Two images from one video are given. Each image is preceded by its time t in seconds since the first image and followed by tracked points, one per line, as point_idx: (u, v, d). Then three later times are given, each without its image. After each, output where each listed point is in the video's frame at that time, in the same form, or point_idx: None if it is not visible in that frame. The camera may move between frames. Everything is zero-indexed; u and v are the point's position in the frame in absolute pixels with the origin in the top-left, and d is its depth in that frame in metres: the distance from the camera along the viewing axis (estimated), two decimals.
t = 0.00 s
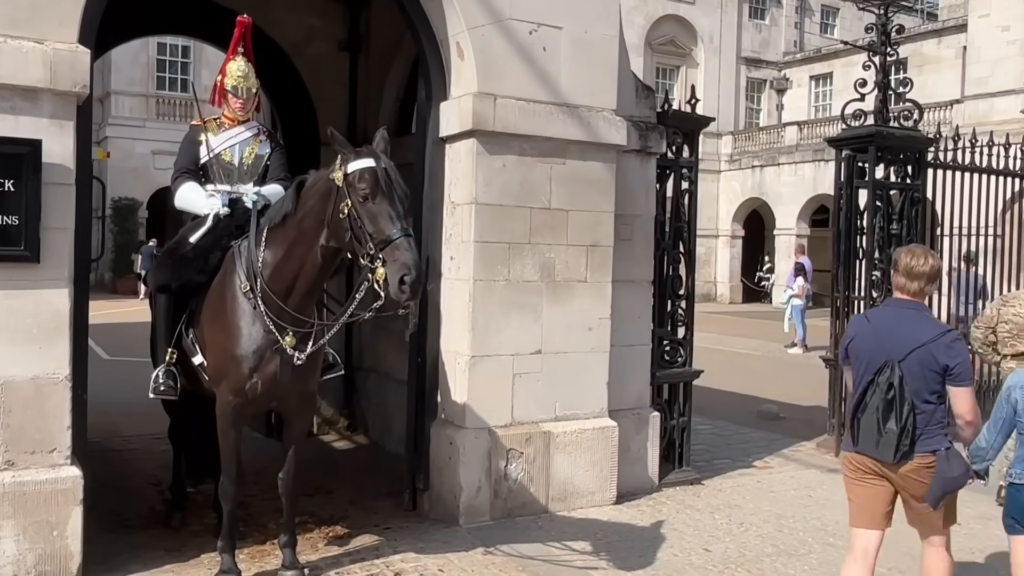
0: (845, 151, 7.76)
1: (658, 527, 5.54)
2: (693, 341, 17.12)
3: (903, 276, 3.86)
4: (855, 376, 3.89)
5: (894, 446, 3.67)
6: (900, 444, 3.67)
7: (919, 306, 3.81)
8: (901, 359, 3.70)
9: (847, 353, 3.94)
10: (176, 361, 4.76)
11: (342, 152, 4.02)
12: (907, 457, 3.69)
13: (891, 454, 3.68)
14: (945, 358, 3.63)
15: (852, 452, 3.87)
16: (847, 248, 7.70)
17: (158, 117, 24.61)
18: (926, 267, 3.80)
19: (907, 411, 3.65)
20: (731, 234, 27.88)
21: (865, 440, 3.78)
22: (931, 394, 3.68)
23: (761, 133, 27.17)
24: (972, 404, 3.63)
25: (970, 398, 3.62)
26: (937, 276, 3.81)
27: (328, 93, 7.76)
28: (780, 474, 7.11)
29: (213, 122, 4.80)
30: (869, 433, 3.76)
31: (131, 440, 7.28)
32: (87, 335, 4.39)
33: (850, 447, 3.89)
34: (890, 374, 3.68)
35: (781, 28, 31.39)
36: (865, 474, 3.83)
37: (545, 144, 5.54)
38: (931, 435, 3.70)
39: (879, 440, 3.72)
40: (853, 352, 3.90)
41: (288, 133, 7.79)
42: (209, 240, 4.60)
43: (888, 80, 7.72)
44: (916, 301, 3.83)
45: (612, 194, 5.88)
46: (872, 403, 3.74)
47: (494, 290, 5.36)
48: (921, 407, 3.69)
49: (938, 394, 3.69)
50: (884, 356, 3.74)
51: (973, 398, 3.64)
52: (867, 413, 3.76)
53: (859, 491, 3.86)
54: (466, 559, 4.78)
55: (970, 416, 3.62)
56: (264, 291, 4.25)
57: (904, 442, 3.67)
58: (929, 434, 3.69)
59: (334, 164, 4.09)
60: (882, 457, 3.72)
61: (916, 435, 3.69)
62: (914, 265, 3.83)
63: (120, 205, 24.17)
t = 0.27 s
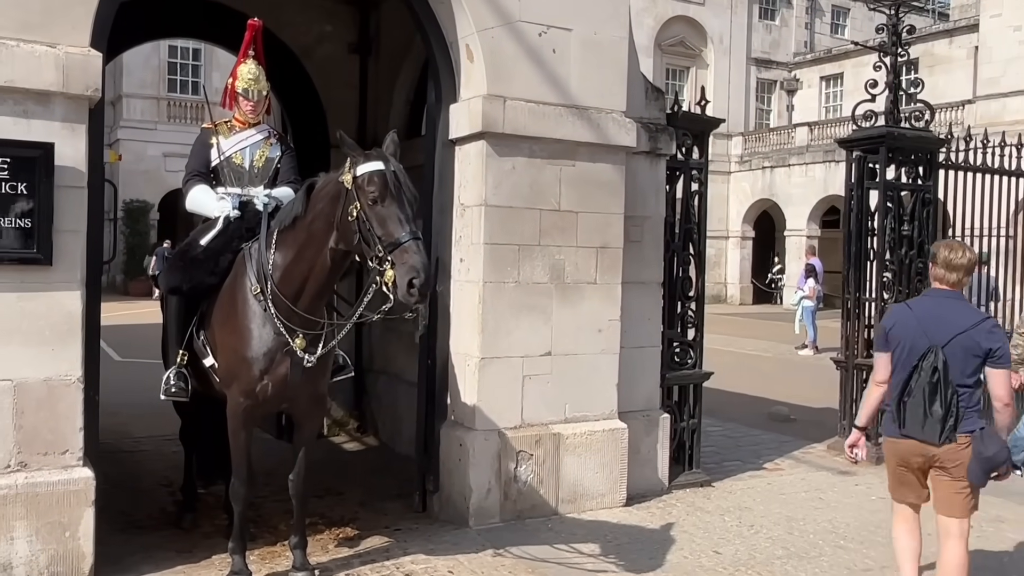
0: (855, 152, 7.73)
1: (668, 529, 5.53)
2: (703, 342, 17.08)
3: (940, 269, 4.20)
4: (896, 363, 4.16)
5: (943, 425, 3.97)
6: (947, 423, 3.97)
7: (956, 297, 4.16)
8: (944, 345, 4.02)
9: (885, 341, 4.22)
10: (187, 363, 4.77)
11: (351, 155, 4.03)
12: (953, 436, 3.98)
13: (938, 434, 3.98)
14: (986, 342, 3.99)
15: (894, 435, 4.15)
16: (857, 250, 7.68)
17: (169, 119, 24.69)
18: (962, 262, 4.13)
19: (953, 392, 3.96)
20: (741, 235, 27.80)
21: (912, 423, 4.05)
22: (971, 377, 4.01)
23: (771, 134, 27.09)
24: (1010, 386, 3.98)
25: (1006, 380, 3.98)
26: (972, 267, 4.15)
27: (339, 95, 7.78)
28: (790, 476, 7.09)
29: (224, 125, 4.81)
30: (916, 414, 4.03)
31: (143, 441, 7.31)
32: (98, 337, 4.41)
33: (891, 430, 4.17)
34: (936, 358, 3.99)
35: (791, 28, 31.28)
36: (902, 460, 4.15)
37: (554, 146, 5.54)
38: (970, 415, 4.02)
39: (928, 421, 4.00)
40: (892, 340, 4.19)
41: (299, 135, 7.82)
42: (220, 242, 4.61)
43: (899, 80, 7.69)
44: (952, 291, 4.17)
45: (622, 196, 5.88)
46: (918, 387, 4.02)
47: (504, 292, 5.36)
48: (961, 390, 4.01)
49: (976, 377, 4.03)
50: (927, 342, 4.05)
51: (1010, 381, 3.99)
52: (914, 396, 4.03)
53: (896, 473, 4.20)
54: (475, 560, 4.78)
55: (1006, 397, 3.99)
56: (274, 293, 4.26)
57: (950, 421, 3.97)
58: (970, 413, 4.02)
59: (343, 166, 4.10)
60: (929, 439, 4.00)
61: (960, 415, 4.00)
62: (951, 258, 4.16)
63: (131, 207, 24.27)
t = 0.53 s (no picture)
0: (870, 153, 7.69)
1: (681, 532, 5.51)
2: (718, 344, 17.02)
3: (946, 278, 4.23)
4: (917, 370, 4.15)
5: (966, 429, 3.99)
6: (969, 426, 3.98)
7: (968, 304, 4.17)
8: (959, 351, 4.03)
9: (901, 349, 4.20)
10: (203, 365, 4.81)
11: (363, 160, 4.04)
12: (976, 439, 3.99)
13: (962, 437, 3.99)
14: (1000, 345, 4.00)
15: (918, 435, 4.16)
16: (872, 251, 7.64)
17: (184, 122, 24.82)
18: (965, 269, 4.17)
19: (971, 396, 3.97)
20: (756, 237, 27.69)
21: (934, 428, 4.07)
22: (989, 380, 4.01)
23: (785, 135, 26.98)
24: None
25: None
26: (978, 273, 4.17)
27: (353, 99, 7.81)
28: (805, 479, 7.05)
29: (239, 130, 4.84)
30: (938, 420, 4.05)
31: (159, 443, 7.36)
32: (115, 340, 4.45)
33: (915, 434, 4.17)
34: (952, 365, 4.01)
35: (805, 28, 31.13)
36: (924, 456, 4.16)
37: (567, 149, 5.54)
38: (993, 417, 4.01)
39: (950, 426, 4.01)
40: (909, 348, 4.17)
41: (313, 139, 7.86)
42: (235, 246, 4.63)
43: (914, 82, 7.64)
44: (963, 298, 4.19)
45: (635, 199, 5.87)
46: (938, 394, 4.03)
47: (518, 295, 5.37)
48: (982, 393, 4.01)
49: (995, 378, 4.03)
50: (943, 349, 4.06)
51: None
52: (935, 402, 4.05)
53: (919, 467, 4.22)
54: (489, 563, 4.79)
55: None
56: (288, 297, 4.28)
57: (972, 424, 3.98)
58: (992, 415, 4.01)
59: (356, 171, 4.12)
60: (954, 442, 4.01)
61: (982, 418, 4.00)
62: (954, 267, 4.20)
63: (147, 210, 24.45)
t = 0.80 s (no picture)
0: (892, 154, 7.62)
1: (701, 535, 5.49)
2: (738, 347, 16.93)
3: (961, 272, 4.42)
4: (937, 362, 4.35)
5: (987, 412, 4.12)
6: (990, 410, 4.12)
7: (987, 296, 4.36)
8: (981, 340, 4.21)
9: (926, 343, 4.41)
10: (225, 368, 4.84)
11: (382, 163, 4.06)
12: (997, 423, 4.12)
13: (984, 421, 4.12)
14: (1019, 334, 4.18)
15: (940, 422, 4.28)
16: (895, 253, 7.57)
17: (207, 125, 25.02)
18: (976, 262, 4.36)
19: (994, 381, 4.13)
20: (776, 238, 27.52)
21: (957, 413, 4.20)
22: (1010, 368, 4.18)
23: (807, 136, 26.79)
24: None
25: None
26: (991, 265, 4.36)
27: (373, 102, 7.84)
28: (826, 482, 7.00)
29: (261, 134, 4.91)
30: (961, 405, 4.18)
31: (181, 444, 7.43)
32: (139, 343, 4.50)
33: (938, 422, 4.30)
34: (975, 353, 4.17)
35: (827, 29, 30.91)
36: (943, 445, 4.29)
37: (587, 151, 5.54)
38: (1013, 403, 4.14)
39: (972, 411, 4.15)
40: (933, 342, 4.37)
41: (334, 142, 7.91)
42: (257, 249, 4.66)
43: (937, 82, 7.57)
44: (978, 290, 4.38)
45: (655, 201, 5.86)
46: (962, 380, 4.19)
47: (537, 298, 5.37)
48: (1003, 380, 4.16)
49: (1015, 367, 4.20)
50: (966, 339, 4.24)
51: None
52: (958, 389, 4.20)
53: (936, 458, 4.34)
54: (508, 566, 4.79)
55: None
56: (309, 300, 4.30)
57: (994, 409, 4.12)
58: (1013, 401, 4.15)
59: (375, 175, 4.13)
60: (976, 426, 4.15)
61: (1003, 404, 4.14)
62: (968, 261, 4.39)
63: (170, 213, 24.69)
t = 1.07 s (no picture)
0: (924, 154, 7.51)
1: (730, 539, 5.44)
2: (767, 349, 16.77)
3: (1008, 279, 4.43)
4: (975, 366, 4.38)
5: None
6: None
7: None
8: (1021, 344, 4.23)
9: (965, 345, 4.43)
10: (254, 370, 4.87)
11: (409, 166, 4.07)
12: None
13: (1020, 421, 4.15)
14: None
15: (978, 422, 4.33)
16: (926, 254, 7.47)
17: (236, 130, 25.25)
18: None
19: None
20: (805, 240, 27.26)
21: (994, 413, 4.23)
22: None
23: (835, 136, 26.52)
24: None
25: None
26: None
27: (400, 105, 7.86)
28: (857, 486, 6.90)
29: (289, 137, 4.93)
30: (999, 407, 4.21)
31: (211, 445, 7.49)
32: (169, 345, 4.54)
33: (976, 421, 4.34)
34: (1015, 357, 4.19)
35: (856, 28, 30.59)
36: (982, 446, 4.31)
37: (614, 152, 5.51)
38: None
39: (1011, 412, 4.17)
40: (972, 345, 4.39)
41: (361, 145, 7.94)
42: (285, 252, 4.69)
43: (970, 80, 7.45)
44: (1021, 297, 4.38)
45: (683, 202, 5.82)
46: (1002, 382, 4.21)
47: (564, 299, 5.35)
48: None
49: None
50: (1007, 342, 4.26)
51: None
52: (996, 391, 4.22)
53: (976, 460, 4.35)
54: (536, 568, 4.77)
55: None
56: (337, 303, 4.32)
57: None
58: None
59: (402, 177, 4.14)
60: (1012, 427, 4.18)
61: None
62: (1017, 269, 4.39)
63: (199, 216, 24.96)
